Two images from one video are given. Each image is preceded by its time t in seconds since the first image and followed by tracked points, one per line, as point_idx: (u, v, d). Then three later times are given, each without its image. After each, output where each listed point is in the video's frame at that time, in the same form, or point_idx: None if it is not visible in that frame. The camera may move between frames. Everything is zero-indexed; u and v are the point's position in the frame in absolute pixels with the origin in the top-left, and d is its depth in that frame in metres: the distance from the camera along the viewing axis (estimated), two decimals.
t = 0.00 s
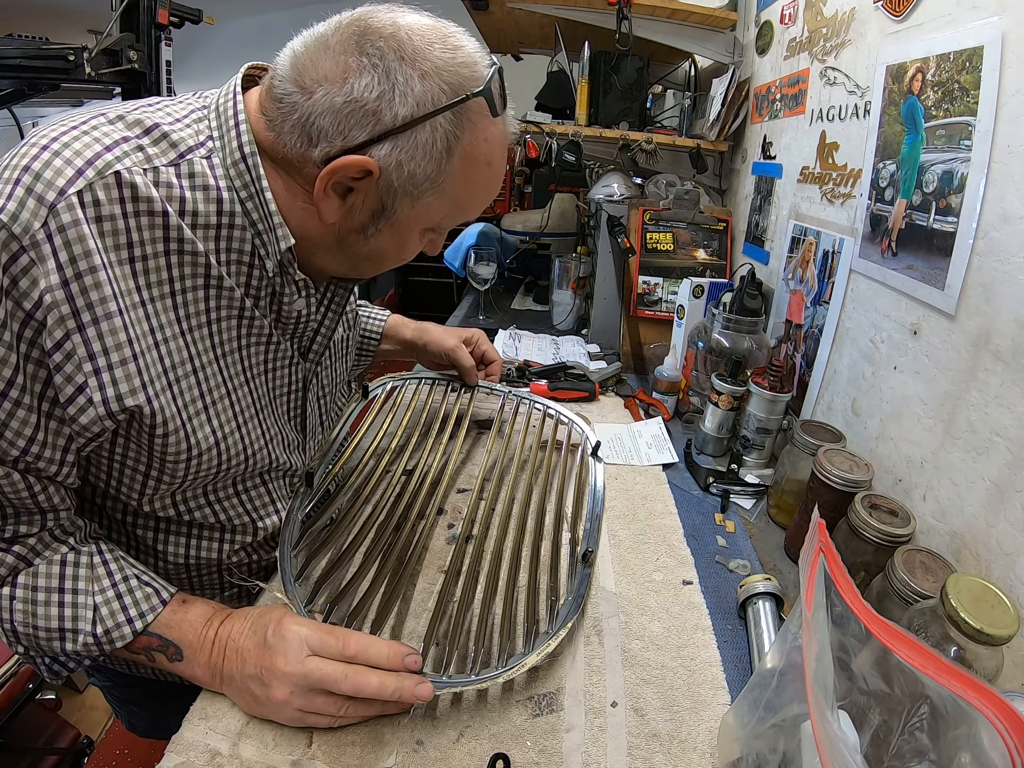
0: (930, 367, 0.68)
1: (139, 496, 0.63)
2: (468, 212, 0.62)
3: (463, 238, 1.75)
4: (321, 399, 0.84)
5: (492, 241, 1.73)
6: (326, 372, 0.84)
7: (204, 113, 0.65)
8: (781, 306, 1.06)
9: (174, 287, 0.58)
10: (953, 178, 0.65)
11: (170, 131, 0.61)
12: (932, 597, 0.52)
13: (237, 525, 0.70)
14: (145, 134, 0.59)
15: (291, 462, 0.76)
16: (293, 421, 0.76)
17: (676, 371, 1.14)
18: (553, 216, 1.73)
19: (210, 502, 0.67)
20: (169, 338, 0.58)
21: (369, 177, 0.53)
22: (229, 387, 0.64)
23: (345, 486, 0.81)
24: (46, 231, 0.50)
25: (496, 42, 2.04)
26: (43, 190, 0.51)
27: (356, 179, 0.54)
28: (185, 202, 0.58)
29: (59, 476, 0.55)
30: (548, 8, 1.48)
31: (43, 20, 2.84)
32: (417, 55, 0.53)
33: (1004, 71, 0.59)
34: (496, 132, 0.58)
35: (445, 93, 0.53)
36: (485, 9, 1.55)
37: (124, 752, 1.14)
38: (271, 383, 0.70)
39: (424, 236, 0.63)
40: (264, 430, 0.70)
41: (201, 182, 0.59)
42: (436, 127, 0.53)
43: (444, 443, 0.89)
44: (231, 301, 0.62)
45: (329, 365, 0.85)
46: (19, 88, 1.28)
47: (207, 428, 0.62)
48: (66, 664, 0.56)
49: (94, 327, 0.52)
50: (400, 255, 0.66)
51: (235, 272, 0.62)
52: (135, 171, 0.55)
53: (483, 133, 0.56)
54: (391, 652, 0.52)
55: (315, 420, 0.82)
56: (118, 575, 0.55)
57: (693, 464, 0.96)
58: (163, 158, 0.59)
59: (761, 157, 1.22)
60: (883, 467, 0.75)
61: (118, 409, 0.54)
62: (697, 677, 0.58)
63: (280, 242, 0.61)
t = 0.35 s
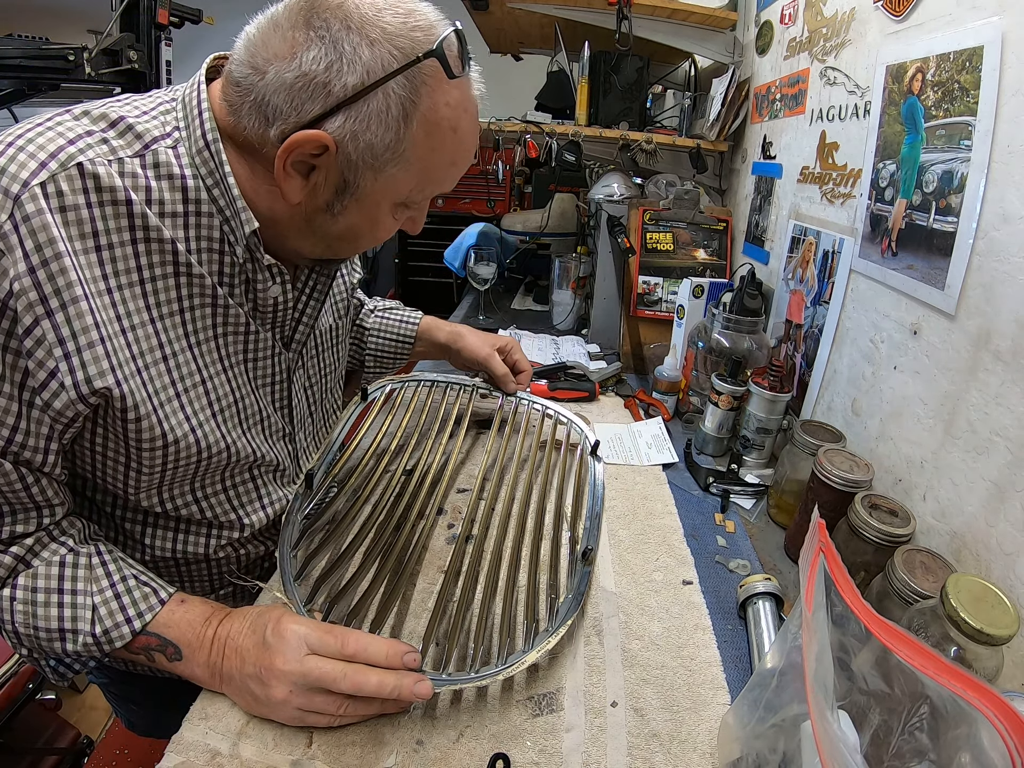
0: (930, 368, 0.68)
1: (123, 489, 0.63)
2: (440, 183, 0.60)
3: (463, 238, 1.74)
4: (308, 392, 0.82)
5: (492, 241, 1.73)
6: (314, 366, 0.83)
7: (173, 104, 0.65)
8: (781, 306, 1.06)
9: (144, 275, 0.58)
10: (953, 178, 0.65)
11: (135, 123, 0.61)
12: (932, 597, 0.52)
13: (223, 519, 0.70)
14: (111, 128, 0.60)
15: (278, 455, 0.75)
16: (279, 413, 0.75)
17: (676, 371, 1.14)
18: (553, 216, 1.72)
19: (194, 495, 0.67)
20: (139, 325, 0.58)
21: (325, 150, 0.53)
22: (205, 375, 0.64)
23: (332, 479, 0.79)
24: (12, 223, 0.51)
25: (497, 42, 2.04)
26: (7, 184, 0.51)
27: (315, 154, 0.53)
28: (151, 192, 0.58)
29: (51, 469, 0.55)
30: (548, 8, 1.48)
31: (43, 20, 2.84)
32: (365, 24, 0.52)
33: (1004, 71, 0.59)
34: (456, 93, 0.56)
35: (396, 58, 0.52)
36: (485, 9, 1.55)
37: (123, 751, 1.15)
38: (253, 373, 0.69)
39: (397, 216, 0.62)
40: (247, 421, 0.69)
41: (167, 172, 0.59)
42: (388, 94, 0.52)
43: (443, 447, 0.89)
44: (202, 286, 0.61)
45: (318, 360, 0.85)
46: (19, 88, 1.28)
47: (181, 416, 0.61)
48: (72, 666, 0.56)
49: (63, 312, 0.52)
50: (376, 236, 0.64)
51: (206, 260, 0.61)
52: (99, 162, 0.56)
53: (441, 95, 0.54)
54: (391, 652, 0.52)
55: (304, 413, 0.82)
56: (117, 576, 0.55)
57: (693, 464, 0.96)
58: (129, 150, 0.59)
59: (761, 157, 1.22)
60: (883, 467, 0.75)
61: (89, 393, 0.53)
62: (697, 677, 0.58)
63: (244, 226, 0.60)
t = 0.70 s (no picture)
0: (930, 368, 0.68)
1: (111, 483, 0.63)
2: (340, 121, 0.48)
3: (463, 238, 1.74)
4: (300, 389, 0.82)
5: (492, 241, 1.73)
6: (306, 362, 0.82)
7: (146, 101, 0.64)
8: (781, 306, 1.06)
9: (116, 270, 0.58)
10: (953, 178, 0.65)
11: (108, 122, 0.61)
12: (932, 598, 0.52)
13: (209, 515, 0.70)
14: (84, 128, 0.60)
15: (266, 451, 0.74)
16: (269, 410, 0.74)
17: (676, 371, 1.14)
18: (553, 217, 1.71)
19: (181, 491, 0.66)
20: (114, 320, 0.58)
21: (234, 63, 0.50)
22: (183, 370, 0.63)
23: (326, 477, 0.78)
24: None
25: (497, 42, 2.04)
26: None
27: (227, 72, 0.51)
28: (120, 190, 0.58)
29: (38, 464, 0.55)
30: (548, 8, 1.48)
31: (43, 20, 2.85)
32: None
33: (1004, 71, 0.59)
34: (381, 28, 0.49)
35: None
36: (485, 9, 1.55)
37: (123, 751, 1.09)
38: (236, 369, 0.69)
39: (301, 175, 0.51)
40: (229, 416, 0.69)
41: (137, 169, 0.58)
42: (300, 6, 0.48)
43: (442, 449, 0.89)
44: (178, 284, 0.61)
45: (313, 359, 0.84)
46: (19, 89, 1.28)
47: (158, 411, 0.61)
48: (78, 668, 0.57)
49: (37, 308, 0.52)
50: (279, 204, 0.53)
51: (180, 257, 0.61)
52: (70, 162, 0.56)
53: (359, 18, 0.48)
54: (389, 647, 0.52)
55: (295, 410, 0.81)
56: (117, 577, 0.55)
57: (693, 464, 0.96)
58: (101, 149, 0.59)
59: (761, 157, 1.22)
60: (883, 467, 0.75)
61: (64, 385, 0.54)
62: (697, 677, 0.58)
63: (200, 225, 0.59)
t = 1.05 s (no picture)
0: (930, 367, 0.68)
1: (98, 491, 0.63)
2: (284, 105, 0.47)
3: (463, 238, 1.74)
4: (290, 387, 0.81)
5: (492, 241, 1.73)
6: (295, 360, 0.81)
7: (118, 106, 0.65)
8: (781, 306, 1.07)
9: (92, 281, 0.57)
10: (953, 178, 0.65)
11: (79, 130, 0.60)
12: (932, 597, 0.52)
13: (199, 517, 0.69)
14: (56, 139, 0.60)
15: (257, 451, 0.74)
16: (257, 409, 0.74)
17: (676, 371, 1.14)
18: (553, 217, 1.71)
19: (170, 496, 0.66)
20: (91, 333, 0.57)
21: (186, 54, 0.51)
22: (163, 377, 0.63)
23: (324, 476, 0.78)
24: None
25: (497, 42, 2.04)
26: None
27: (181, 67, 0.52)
28: (92, 203, 0.57)
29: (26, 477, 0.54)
30: (548, 8, 1.48)
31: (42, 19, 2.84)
32: None
33: (1004, 71, 0.59)
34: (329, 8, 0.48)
35: None
36: (485, 9, 1.55)
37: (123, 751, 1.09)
38: (222, 371, 0.68)
39: (253, 167, 0.51)
40: (215, 419, 0.68)
41: (107, 176, 0.58)
42: None
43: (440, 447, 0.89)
44: (156, 294, 0.60)
45: (303, 357, 0.84)
46: (19, 89, 1.28)
47: (140, 419, 0.60)
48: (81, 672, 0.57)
49: (15, 325, 0.51)
50: (230, 198, 0.53)
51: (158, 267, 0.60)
52: (40, 175, 0.55)
53: None
54: (377, 668, 0.50)
55: (285, 409, 0.81)
56: (107, 581, 0.55)
57: (693, 464, 0.96)
58: (73, 160, 0.59)
59: (761, 157, 1.22)
60: (883, 467, 0.75)
61: (46, 399, 0.53)
62: (697, 677, 0.58)
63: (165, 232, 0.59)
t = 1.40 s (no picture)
0: (930, 367, 0.68)
1: (98, 497, 0.63)
2: (274, 105, 0.47)
3: (463, 238, 1.74)
4: (290, 388, 0.81)
5: (492, 241, 1.73)
6: (294, 362, 0.81)
7: (110, 113, 0.64)
8: (781, 306, 1.07)
9: (87, 291, 0.57)
10: (953, 178, 0.65)
11: (69, 138, 0.60)
12: (932, 597, 0.52)
13: (198, 522, 0.69)
14: (47, 148, 0.59)
15: (254, 455, 0.74)
16: (255, 413, 0.74)
17: (676, 371, 1.14)
18: (553, 217, 1.72)
19: (169, 503, 0.66)
20: (87, 341, 0.57)
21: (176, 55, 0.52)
22: (159, 384, 0.63)
23: (324, 477, 0.78)
24: None
25: (497, 42, 2.04)
26: None
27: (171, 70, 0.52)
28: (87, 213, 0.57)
29: (23, 487, 0.54)
30: (548, 8, 1.48)
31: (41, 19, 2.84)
32: None
33: (1004, 71, 0.59)
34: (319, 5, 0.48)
35: None
36: (485, 9, 1.55)
37: (123, 752, 1.10)
38: (221, 376, 0.68)
39: (243, 169, 0.51)
40: (213, 424, 0.68)
41: (101, 185, 0.58)
42: None
43: (440, 447, 0.89)
44: (152, 300, 0.60)
45: (302, 358, 0.83)
46: (19, 89, 1.28)
47: (137, 427, 0.60)
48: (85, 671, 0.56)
49: (10, 339, 0.51)
50: (220, 200, 0.53)
51: (156, 275, 0.61)
52: (32, 187, 0.55)
53: None
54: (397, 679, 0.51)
55: (284, 413, 0.80)
56: (80, 577, 0.53)
57: (693, 464, 0.96)
58: (65, 169, 0.59)
59: (761, 157, 1.22)
60: (883, 467, 0.75)
61: (42, 410, 0.53)
62: (697, 677, 0.58)
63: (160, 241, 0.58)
